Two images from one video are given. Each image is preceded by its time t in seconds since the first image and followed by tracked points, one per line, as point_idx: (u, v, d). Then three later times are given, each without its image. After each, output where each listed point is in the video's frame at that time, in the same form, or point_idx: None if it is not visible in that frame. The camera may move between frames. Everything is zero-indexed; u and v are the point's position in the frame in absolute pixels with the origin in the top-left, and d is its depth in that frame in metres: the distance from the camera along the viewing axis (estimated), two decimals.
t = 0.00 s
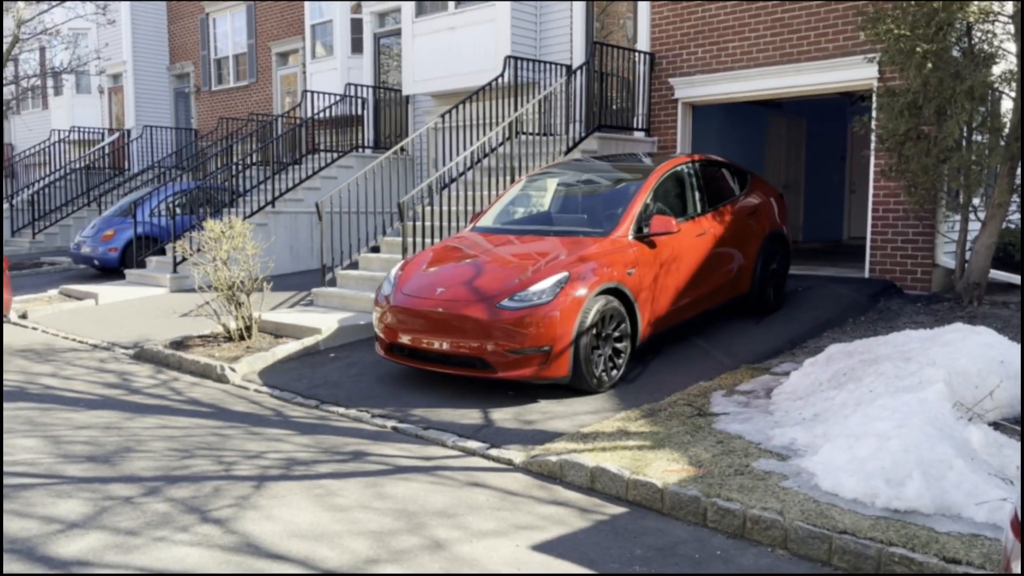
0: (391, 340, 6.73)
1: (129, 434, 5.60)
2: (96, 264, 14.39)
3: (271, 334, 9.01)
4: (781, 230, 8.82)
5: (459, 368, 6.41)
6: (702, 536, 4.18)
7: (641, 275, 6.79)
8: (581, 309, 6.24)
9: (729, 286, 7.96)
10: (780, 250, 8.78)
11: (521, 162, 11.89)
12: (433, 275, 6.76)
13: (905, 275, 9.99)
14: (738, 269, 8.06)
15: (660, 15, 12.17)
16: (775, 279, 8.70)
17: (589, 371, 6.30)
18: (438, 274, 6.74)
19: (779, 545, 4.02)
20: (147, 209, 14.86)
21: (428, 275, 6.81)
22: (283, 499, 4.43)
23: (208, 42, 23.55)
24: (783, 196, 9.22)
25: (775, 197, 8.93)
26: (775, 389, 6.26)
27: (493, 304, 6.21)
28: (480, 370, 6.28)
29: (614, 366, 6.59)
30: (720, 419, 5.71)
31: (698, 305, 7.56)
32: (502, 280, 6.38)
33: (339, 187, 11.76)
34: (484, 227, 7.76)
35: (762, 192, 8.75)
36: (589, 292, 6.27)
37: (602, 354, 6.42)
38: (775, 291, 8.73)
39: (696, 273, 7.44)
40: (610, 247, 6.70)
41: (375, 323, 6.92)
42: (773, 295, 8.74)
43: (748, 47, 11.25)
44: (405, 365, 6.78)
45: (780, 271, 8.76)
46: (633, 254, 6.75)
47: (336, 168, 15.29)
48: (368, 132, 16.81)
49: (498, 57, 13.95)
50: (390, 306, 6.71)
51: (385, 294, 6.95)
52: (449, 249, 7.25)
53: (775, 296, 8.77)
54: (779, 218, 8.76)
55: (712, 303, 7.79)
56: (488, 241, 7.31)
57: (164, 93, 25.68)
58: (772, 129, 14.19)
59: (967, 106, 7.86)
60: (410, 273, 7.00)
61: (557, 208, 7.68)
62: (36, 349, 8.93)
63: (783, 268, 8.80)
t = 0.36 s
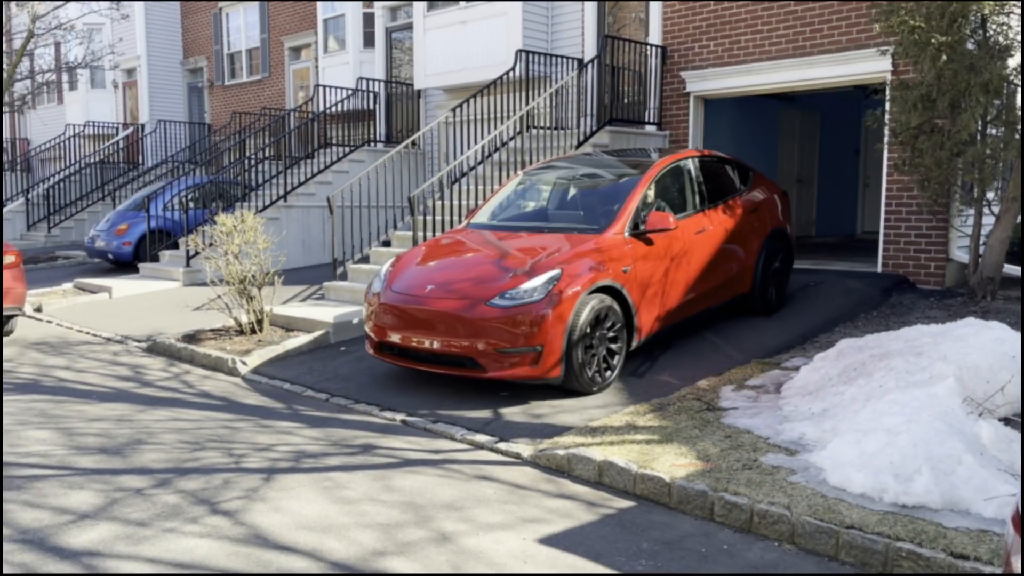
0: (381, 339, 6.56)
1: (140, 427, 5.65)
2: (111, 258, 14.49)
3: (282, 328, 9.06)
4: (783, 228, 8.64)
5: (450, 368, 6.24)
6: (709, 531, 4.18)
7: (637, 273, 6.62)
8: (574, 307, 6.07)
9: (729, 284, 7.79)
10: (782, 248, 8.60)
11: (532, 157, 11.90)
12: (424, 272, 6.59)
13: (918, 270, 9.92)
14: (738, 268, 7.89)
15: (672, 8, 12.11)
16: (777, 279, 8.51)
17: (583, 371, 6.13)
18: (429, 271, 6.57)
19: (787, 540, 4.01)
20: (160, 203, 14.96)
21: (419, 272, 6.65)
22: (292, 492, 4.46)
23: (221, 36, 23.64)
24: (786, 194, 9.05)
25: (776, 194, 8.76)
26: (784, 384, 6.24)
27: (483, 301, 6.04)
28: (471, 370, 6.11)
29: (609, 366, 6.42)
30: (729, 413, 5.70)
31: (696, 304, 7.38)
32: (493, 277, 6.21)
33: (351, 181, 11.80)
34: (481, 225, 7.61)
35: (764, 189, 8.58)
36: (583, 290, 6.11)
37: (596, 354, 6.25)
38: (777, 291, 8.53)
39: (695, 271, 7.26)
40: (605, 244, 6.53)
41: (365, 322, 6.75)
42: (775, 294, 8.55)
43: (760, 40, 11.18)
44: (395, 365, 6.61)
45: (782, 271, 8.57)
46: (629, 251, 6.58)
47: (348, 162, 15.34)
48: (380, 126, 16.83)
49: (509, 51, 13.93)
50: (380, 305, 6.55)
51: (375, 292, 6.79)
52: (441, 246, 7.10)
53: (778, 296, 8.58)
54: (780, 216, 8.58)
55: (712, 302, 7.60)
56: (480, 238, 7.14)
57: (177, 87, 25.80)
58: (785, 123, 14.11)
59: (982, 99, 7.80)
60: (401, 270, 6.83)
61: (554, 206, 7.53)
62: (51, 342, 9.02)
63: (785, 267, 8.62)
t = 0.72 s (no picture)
0: (353, 341, 6.28)
1: (150, 420, 5.71)
2: (127, 252, 14.60)
3: (294, 322, 9.11)
4: (780, 227, 8.33)
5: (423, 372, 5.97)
6: (712, 527, 4.16)
7: (621, 273, 6.34)
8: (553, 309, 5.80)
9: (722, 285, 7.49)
10: (779, 248, 8.29)
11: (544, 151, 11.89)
12: (398, 271, 6.29)
13: (933, 265, 9.83)
14: (731, 268, 7.59)
15: (685, 2, 12.04)
16: (773, 280, 8.21)
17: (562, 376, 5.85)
18: (403, 270, 6.28)
19: (790, 536, 4.00)
20: (176, 198, 15.09)
21: (394, 271, 6.37)
22: (297, 485, 4.49)
23: (236, 32, 23.75)
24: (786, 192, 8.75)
25: (774, 192, 8.46)
26: (793, 380, 6.21)
27: (457, 302, 5.77)
28: (445, 374, 5.83)
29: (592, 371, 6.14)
30: (736, 409, 5.68)
31: (687, 306, 7.08)
32: (469, 277, 5.93)
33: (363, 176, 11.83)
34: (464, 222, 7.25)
35: (760, 187, 8.27)
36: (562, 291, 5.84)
37: (577, 358, 5.98)
38: (774, 294, 8.27)
39: (684, 272, 6.98)
40: (587, 243, 6.26)
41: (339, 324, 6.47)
42: (772, 298, 8.27)
43: (774, 34, 11.10)
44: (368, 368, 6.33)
45: (778, 272, 8.28)
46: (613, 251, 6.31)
47: (361, 157, 15.39)
48: (393, 121, 16.86)
49: (522, 46, 13.90)
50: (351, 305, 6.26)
51: (348, 292, 6.49)
52: (419, 244, 6.81)
53: (774, 299, 8.30)
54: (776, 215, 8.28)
55: (703, 304, 7.30)
56: (461, 236, 6.85)
57: (194, 83, 25.95)
58: (799, 117, 14.00)
59: (997, 92, 7.69)
60: (376, 269, 6.53)
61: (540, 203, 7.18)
62: (66, 336, 9.12)
63: (781, 267, 8.32)
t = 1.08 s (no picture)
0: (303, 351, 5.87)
1: (156, 414, 5.75)
2: (140, 248, 14.69)
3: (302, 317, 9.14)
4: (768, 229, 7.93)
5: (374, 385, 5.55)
6: (713, 524, 4.15)
7: (591, 278, 5.97)
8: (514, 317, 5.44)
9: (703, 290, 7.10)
10: (767, 252, 7.89)
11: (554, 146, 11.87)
12: (352, 277, 5.90)
13: (946, 261, 9.74)
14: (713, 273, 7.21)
15: None
16: (761, 286, 7.81)
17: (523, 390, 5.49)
18: (357, 276, 5.88)
19: (791, 534, 3.98)
20: (188, 193, 15.17)
21: (348, 276, 5.97)
22: (299, 480, 4.51)
23: (250, 28, 23.84)
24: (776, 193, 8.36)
25: (762, 193, 8.06)
26: (800, 376, 6.18)
27: (410, 308, 5.37)
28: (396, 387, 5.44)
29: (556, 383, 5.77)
30: (741, 405, 5.65)
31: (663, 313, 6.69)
32: (424, 282, 5.54)
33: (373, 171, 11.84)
34: (432, 224, 6.92)
35: (747, 187, 7.88)
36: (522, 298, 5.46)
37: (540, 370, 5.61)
38: (762, 301, 7.87)
39: (661, 278, 6.61)
40: (553, 246, 5.89)
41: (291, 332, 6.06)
42: (759, 304, 7.86)
43: (786, 27, 11.00)
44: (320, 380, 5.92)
45: (766, 277, 7.88)
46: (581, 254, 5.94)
47: (373, 153, 15.42)
48: (405, 116, 16.86)
49: (532, 40, 13.85)
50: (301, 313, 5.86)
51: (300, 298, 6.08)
52: (378, 247, 6.42)
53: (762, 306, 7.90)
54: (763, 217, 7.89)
55: (681, 311, 6.92)
56: (423, 239, 6.46)
57: (208, 79, 26.08)
58: (813, 111, 13.87)
59: (1011, 86, 7.56)
60: (331, 275, 6.14)
61: (511, 205, 6.87)
62: (78, 330, 9.19)
63: (768, 272, 7.93)
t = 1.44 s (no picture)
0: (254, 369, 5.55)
1: (170, 409, 5.80)
2: (156, 243, 14.80)
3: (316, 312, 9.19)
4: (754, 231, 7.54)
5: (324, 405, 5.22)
6: (721, 520, 4.15)
7: (553, 288, 5.62)
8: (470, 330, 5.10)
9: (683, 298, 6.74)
10: (753, 255, 7.54)
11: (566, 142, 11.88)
12: (304, 289, 5.58)
13: (963, 257, 9.66)
14: (693, 279, 6.85)
15: None
16: (745, 292, 7.44)
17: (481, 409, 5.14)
18: (308, 289, 5.56)
19: (800, 532, 3.97)
20: (204, 189, 15.27)
21: (298, 289, 5.63)
22: (310, 474, 4.55)
23: (265, 24, 23.94)
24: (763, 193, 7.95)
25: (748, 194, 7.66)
26: (812, 373, 6.16)
27: (357, 324, 5.04)
28: (345, 407, 5.11)
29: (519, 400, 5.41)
30: (751, 402, 5.64)
31: (638, 323, 6.35)
32: (374, 295, 5.21)
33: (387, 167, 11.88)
34: (395, 232, 6.50)
35: (731, 189, 7.48)
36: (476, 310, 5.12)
37: (498, 387, 5.25)
38: (749, 308, 7.51)
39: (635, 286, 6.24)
40: (513, 255, 5.54)
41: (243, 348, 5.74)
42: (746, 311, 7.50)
43: (800, 22, 10.92)
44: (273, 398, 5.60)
45: (751, 283, 7.50)
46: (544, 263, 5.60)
47: (386, 149, 15.47)
48: (419, 112, 16.89)
49: (545, 36, 13.82)
50: (250, 328, 5.54)
51: (252, 311, 5.77)
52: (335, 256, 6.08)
53: (749, 312, 7.54)
54: (749, 219, 7.50)
55: (658, 321, 6.56)
56: (383, 246, 6.13)
57: (224, 75, 26.22)
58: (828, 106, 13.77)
59: None
60: (285, 287, 5.83)
61: (477, 209, 6.48)
62: (95, 325, 9.29)
63: (755, 278, 7.56)
